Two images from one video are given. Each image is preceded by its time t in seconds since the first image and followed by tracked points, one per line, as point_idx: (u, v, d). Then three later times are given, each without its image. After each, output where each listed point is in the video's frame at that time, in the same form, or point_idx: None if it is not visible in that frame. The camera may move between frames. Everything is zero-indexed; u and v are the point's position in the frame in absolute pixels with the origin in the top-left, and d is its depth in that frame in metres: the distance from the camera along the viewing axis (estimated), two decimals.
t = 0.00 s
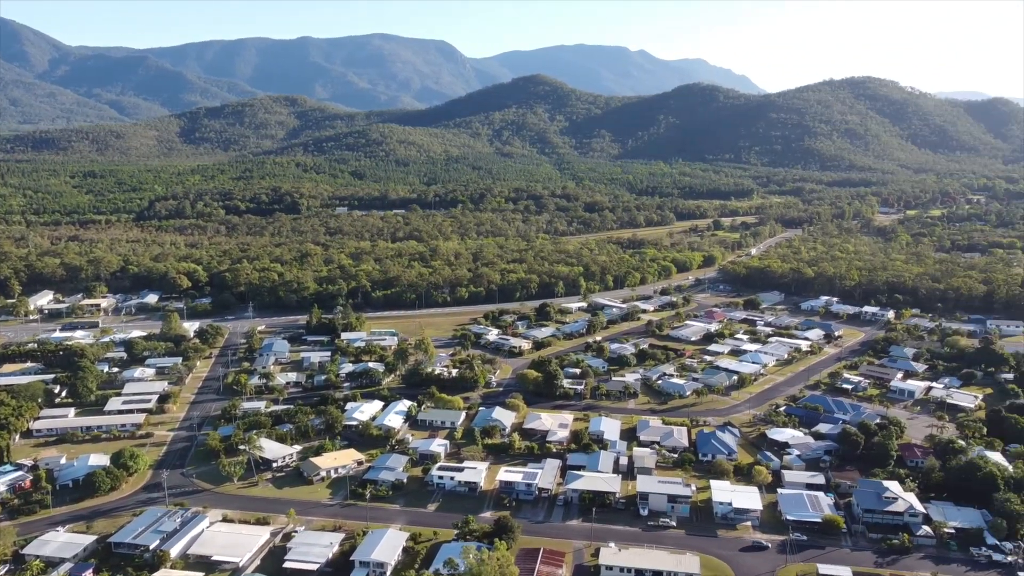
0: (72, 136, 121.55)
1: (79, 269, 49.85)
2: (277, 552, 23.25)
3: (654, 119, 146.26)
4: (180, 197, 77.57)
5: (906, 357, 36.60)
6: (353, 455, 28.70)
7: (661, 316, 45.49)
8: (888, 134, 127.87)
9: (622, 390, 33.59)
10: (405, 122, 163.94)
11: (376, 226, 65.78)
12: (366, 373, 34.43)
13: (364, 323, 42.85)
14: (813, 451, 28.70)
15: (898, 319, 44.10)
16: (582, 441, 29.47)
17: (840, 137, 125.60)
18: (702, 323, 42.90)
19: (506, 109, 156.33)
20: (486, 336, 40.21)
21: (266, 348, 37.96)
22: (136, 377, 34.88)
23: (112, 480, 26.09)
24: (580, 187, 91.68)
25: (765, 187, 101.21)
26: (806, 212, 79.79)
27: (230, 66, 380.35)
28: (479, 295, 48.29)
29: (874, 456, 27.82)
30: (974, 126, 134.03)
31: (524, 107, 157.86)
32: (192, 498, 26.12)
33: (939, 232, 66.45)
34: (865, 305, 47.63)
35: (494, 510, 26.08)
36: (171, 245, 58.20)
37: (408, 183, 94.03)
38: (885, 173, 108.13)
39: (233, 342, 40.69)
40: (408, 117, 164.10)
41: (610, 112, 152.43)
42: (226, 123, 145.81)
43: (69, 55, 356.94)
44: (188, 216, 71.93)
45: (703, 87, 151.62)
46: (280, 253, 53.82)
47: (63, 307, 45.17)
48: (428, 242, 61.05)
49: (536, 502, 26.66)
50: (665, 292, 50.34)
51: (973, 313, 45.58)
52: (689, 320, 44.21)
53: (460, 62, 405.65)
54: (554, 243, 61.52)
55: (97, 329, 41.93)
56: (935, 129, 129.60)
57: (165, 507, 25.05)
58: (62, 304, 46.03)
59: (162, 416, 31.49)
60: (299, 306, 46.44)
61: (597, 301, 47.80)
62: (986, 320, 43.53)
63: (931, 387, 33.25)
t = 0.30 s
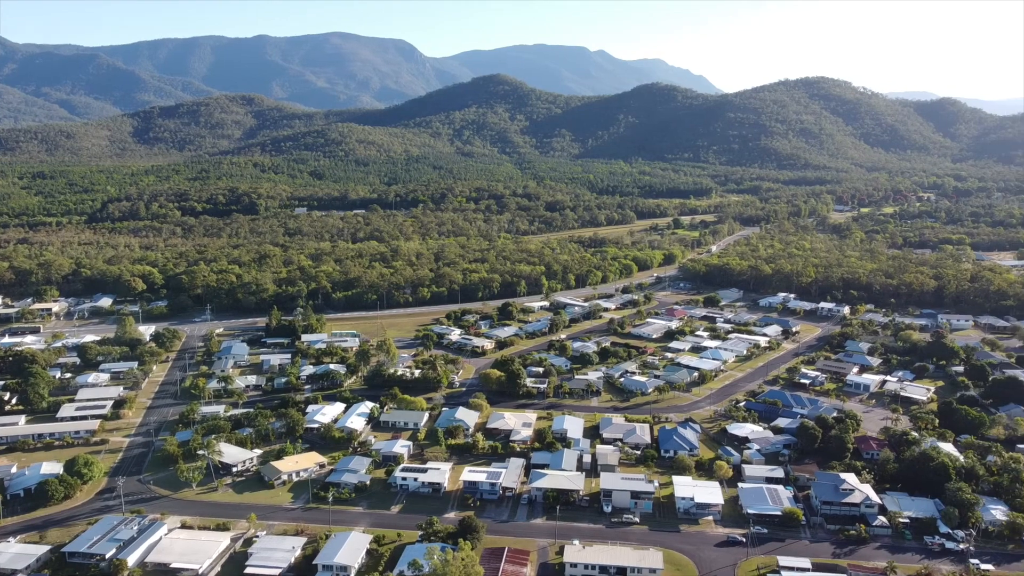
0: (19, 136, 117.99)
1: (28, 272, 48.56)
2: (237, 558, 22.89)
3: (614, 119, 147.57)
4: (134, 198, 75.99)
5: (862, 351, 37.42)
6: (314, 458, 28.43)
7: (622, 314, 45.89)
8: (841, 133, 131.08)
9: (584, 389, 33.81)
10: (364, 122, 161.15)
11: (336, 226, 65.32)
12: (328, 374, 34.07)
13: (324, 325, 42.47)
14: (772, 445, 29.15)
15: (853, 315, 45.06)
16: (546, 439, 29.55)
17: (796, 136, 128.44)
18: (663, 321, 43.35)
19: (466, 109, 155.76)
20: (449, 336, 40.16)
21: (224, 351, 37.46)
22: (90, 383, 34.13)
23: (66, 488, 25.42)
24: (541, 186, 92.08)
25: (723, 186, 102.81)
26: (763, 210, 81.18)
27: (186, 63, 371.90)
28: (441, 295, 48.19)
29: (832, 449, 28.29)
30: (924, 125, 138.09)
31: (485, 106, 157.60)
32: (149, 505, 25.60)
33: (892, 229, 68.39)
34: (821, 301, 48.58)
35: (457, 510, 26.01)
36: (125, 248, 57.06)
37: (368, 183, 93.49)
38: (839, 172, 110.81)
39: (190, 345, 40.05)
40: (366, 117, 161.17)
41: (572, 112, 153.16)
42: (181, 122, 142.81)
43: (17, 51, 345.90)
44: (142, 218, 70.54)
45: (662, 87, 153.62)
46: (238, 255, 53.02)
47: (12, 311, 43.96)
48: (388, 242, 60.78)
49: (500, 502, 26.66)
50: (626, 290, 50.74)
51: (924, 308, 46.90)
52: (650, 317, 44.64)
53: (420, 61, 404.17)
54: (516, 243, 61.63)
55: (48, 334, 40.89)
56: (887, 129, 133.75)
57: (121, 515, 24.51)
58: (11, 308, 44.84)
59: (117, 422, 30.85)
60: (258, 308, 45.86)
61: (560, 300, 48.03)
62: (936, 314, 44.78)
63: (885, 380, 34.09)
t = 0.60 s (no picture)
0: None
1: None
2: (197, 565, 22.46)
3: (574, 118, 148.59)
4: (85, 200, 74.19)
5: (818, 346, 38.15)
6: (275, 461, 28.08)
7: (584, 313, 46.18)
8: (797, 133, 133.86)
9: (547, 387, 33.92)
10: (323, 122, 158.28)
11: (295, 226, 64.65)
12: (288, 377, 33.66)
13: (284, 326, 42.04)
14: (733, 440, 29.54)
15: (809, 311, 45.93)
16: (509, 438, 29.58)
17: (752, 135, 130.83)
18: (625, 319, 43.73)
19: (427, 108, 154.81)
20: (411, 337, 40.03)
21: (181, 355, 36.86)
22: (40, 390, 33.27)
23: (17, 498, 24.70)
24: (502, 186, 92.28)
25: (682, 185, 104.18)
26: (721, 208, 82.37)
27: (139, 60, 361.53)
28: (402, 295, 47.97)
29: (790, 443, 28.75)
30: (877, 124, 141.82)
31: (445, 105, 157.02)
32: (104, 513, 25.01)
33: (847, 227, 69.93)
34: (779, 298, 49.44)
35: (421, 511, 25.88)
36: (76, 250, 55.73)
37: (327, 183, 92.78)
38: (795, 171, 112.98)
39: (146, 349, 39.32)
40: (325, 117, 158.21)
41: (532, 112, 153.53)
42: (134, 122, 139.66)
43: None
44: (95, 219, 68.87)
45: (622, 87, 155.16)
46: (194, 257, 52.17)
47: None
48: (349, 243, 60.33)
49: (463, 502, 26.60)
50: (588, 288, 51.05)
51: (878, 304, 48.08)
52: (611, 316, 45.01)
53: (380, 61, 401.14)
54: (477, 242, 61.63)
55: None
56: (840, 128, 137.17)
57: (75, 524, 23.88)
58: None
59: (70, 429, 30.13)
60: (216, 311, 45.21)
61: (522, 299, 48.15)
62: (889, 309, 45.92)
63: (841, 375, 34.83)
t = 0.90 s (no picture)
0: None
1: None
2: (155, 573, 22.01)
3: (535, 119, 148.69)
4: (35, 202, 72.06)
5: (777, 343, 38.80)
6: (235, 466, 27.65)
7: (547, 312, 46.34)
8: (754, 132, 136.21)
9: (511, 387, 33.95)
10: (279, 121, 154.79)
11: (254, 228, 63.80)
12: (247, 380, 33.22)
13: (243, 329, 41.51)
14: (694, 436, 29.87)
15: (768, 307, 46.67)
16: (473, 439, 29.54)
17: (711, 135, 132.68)
18: (587, 318, 43.99)
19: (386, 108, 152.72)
20: (373, 338, 39.79)
21: (137, 359, 36.14)
22: None
23: None
24: (465, 186, 92.22)
25: (643, 184, 105.17)
26: (681, 208, 83.32)
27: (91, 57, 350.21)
28: (364, 296, 47.71)
29: (750, 438, 29.16)
30: (831, 124, 145.07)
31: (405, 104, 155.82)
32: (59, 522, 24.37)
33: (803, 226, 71.23)
34: (738, 295, 50.17)
35: (385, 514, 25.70)
36: (26, 253, 54.23)
37: (286, 183, 91.79)
38: (753, 170, 114.76)
39: (101, 354, 38.52)
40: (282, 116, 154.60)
41: (492, 112, 153.54)
42: (86, 122, 136.22)
43: None
44: (45, 221, 66.93)
45: (583, 87, 156.52)
46: (150, 259, 51.16)
47: None
48: (308, 244, 59.69)
49: (428, 503, 26.49)
50: (550, 288, 51.25)
51: (834, 300, 49.08)
52: (574, 315, 45.23)
53: (339, 60, 396.94)
54: (439, 242, 61.53)
55: None
56: (796, 127, 140.07)
57: (28, 534, 23.23)
58: None
59: (21, 437, 29.32)
60: (173, 314, 44.47)
61: (484, 299, 48.16)
62: (845, 305, 46.96)
63: (799, 370, 35.48)
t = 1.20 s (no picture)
0: None
1: None
2: None
3: (498, 118, 149.68)
4: None
5: (738, 339, 39.35)
6: (196, 471, 27.22)
7: (511, 312, 46.41)
8: (714, 131, 138.08)
9: (475, 387, 33.92)
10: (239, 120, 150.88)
11: (213, 229, 62.89)
12: (208, 384, 32.73)
13: (203, 332, 40.94)
14: (658, 433, 30.11)
15: (729, 305, 47.31)
16: (438, 439, 29.45)
17: (672, 135, 134.19)
18: (551, 317, 44.18)
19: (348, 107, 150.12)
20: (336, 340, 39.50)
21: (93, 364, 35.40)
22: None
23: None
24: (427, 186, 92.09)
25: (605, 183, 106.01)
26: (643, 207, 84.11)
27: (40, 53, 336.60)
28: (327, 297, 47.40)
29: (714, 434, 29.48)
30: (790, 124, 147.74)
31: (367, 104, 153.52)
32: (12, 533, 23.71)
33: (762, 224, 72.52)
34: (700, 293, 50.74)
35: (349, 516, 25.50)
36: None
37: (245, 183, 90.72)
38: (713, 169, 116.39)
39: (55, 359, 37.66)
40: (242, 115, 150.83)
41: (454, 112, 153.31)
42: (37, 121, 133.27)
43: None
44: None
45: (545, 87, 157.36)
46: (106, 262, 50.12)
47: None
48: (269, 245, 59.01)
49: (393, 505, 26.34)
50: (514, 288, 51.36)
51: (794, 297, 49.94)
52: (538, 314, 45.33)
53: (303, 61, 392.02)
54: (402, 243, 61.33)
55: None
56: (755, 126, 142.54)
57: None
58: None
59: None
60: (130, 317, 43.68)
61: (448, 299, 48.06)
62: (805, 302, 47.85)
63: (760, 366, 36.04)
